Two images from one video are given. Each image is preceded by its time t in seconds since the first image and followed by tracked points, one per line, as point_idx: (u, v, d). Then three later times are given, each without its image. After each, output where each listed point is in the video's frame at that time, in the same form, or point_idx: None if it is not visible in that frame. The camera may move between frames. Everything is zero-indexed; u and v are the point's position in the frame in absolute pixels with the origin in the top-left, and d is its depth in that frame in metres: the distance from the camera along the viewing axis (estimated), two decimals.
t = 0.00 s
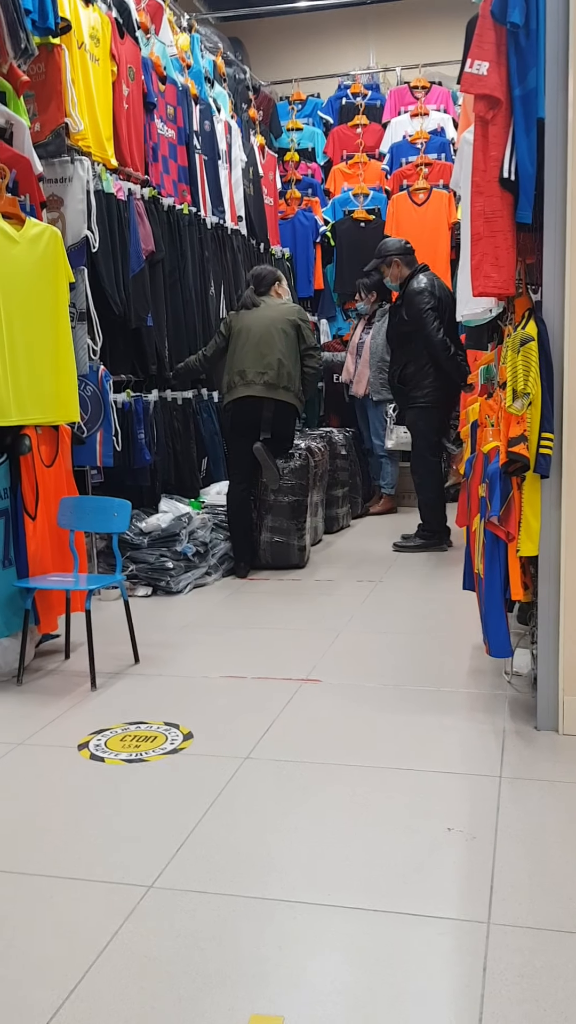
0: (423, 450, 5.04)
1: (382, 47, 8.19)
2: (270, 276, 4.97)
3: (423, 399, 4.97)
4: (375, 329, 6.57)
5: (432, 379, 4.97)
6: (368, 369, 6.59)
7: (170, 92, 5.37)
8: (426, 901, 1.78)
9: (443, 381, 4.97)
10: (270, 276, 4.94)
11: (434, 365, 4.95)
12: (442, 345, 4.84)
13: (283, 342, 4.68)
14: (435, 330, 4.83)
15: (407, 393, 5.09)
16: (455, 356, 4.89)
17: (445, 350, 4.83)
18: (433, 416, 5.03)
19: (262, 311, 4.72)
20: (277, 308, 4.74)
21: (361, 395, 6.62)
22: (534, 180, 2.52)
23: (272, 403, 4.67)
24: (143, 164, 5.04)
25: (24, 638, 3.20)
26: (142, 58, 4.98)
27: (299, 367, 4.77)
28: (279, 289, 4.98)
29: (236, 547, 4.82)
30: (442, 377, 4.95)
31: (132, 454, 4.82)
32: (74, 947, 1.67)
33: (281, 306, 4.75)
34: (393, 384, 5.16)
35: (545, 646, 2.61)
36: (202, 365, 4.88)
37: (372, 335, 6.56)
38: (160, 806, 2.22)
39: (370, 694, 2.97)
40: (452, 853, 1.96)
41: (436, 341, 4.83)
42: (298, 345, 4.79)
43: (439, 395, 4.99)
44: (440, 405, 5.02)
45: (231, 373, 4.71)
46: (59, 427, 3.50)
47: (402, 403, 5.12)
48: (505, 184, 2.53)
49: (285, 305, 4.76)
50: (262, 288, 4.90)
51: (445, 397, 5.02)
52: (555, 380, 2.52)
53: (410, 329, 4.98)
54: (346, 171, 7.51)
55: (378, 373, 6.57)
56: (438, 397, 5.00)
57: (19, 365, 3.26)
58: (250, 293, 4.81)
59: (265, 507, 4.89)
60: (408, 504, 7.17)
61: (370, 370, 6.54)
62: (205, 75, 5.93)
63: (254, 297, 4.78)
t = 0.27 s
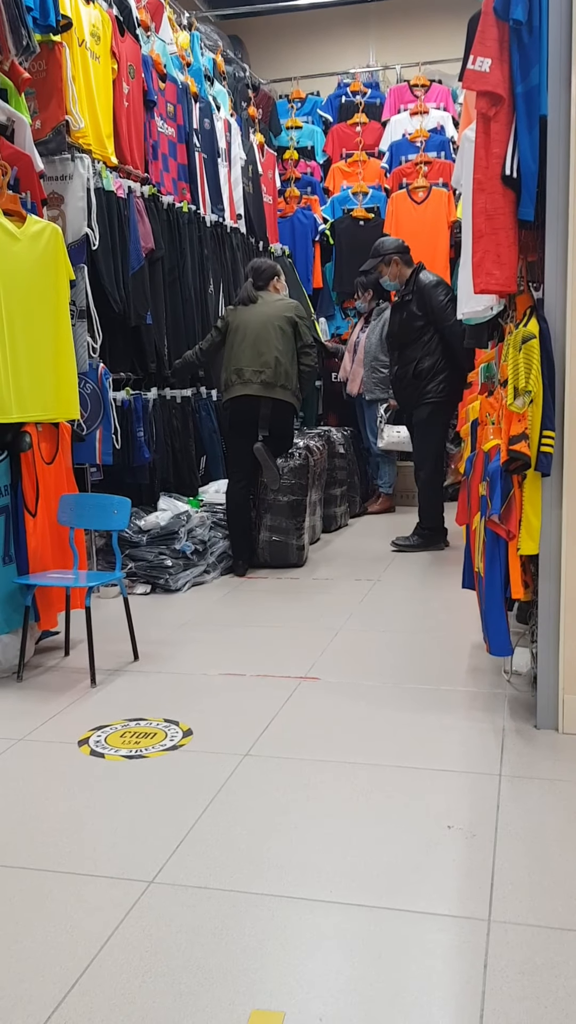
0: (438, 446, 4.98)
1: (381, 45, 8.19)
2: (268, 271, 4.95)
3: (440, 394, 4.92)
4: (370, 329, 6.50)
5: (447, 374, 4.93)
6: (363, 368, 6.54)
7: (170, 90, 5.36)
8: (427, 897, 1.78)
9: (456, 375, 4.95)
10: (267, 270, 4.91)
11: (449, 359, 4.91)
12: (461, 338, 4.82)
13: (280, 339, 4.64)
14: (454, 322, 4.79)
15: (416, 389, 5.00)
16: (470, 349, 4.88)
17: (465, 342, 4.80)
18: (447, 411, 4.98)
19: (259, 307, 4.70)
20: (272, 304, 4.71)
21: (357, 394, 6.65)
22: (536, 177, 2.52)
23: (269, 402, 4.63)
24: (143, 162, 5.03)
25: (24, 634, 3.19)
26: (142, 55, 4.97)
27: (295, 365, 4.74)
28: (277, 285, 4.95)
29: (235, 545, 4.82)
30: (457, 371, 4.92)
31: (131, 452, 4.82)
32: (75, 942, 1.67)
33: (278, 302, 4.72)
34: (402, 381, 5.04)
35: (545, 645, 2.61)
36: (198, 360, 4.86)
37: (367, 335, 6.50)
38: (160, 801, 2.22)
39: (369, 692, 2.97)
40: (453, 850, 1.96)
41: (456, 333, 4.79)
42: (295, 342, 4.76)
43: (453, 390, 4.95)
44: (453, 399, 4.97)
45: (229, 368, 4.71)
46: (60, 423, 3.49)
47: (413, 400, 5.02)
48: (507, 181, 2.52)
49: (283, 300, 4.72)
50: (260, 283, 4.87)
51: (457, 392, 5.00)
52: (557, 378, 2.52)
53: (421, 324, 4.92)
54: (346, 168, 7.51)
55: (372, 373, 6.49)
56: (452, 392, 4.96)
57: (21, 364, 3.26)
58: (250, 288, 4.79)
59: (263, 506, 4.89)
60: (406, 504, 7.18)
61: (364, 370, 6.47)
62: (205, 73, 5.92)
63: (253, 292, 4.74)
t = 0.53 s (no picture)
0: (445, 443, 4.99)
1: (380, 44, 8.20)
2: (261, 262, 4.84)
3: (446, 391, 4.93)
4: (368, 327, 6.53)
5: (452, 371, 4.95)
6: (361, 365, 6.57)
7: (170, 89, 5.37)
8: (429, 894, 1.80)
9: (460, 373, 4.98)
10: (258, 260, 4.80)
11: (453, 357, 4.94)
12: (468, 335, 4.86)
13: (274, 338, 4.63)
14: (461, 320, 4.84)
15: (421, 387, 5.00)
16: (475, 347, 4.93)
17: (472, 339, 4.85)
18: (452, 409, 4.99)
19: (253, 305, 4.68)
20: (264, 302, 4.68)
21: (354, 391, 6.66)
22: (536, 177, 2.54)
23: (263, 401, 4.64)
24: (143, 160, 5.03)
25: (25, 630, 3.20)
26: (142, 54, 4.98)
27: (288, 364, 4.72)
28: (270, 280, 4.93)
29: (234, 541, 4.82)
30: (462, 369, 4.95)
31: (130, 448, 4.83)
32: (78, 938, 1.68)
33: (269, 299, 4.69)
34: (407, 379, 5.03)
35: (546, 641, 2.63)
36: (192, 355, 4.86)
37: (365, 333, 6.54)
38: (162, 797, 2.23)
39: (369, 689, 2.98)
40: (454, 846, 1.97)
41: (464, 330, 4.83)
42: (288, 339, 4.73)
43: (458, 388, 4.98)
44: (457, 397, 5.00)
45: (222, 369, 4.70)
46: (60, 421, 3.49)
47: (418, 398, 5.01)
48: (507, 180, 2.54)
49: (275, 298, 4.70)
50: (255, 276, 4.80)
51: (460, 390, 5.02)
52: (558, 374, 2.54)
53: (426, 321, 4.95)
54: (344, 167, 7.54)
55: (368, 369, 6.50)
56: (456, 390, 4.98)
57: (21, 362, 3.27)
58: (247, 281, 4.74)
59: (263, 502, 4.92)
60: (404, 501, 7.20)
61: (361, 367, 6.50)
62: (204, 72, 5.93)
63: (249, 288, 4.70)
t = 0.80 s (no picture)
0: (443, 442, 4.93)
1: (381, 40, 8.18)
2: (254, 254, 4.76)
3: (442, 390, 4.88)
4: (368, 322, 6.54)
5: (449, 370, 4.90)
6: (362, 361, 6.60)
7: (171, 83, 5.34)
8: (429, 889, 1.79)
9: (458, 372, 4.92)
10: (250, 253, 4.73)
11: (450, 355, 4.89)
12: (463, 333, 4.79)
13: (269, 335, 4.62)
14: (456, 318, 4.78)
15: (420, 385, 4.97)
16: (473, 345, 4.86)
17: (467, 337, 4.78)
18: (450, 408, 4.94)
19: (248, 301, 4.65)
20: (258, 299, 4.65)
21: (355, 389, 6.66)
22: (539, 173, 2.53)
23: (260, 398, 4.64)
24: (143, 155, 5.02)
25: (23, 626, 3.19)
26: (142, 48, 4.96)
27: (283, 361, 4.71)
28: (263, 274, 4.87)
29: (234, 539, 4.81)
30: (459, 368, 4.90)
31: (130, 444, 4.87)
32: (77, 933, 1.67)
33: (260, 298, 4.65)
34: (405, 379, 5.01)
35: (547, 635, 2.62)
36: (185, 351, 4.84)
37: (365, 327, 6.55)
38: (161, 792, 2.22)
39: (369, 685, 2.97)
40: (454, 841, 1.96)
41: (459, 328, 4.77)
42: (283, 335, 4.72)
43: (456, 386, 4.92)
44: (456, 397, 4.94)
45: (217, 368, 4.67)
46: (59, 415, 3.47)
47: (415, 397, 4.98)
48: (510, 176, 2.52)
49: (268, 295, 4.66)
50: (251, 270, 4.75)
51: (459, 389, 4.96)
52: (559, 369, 2.52)
53: (423, 319, 4.91)
54: (345, 163, 7.52)
55: (370, 366, 6.56)
56: (455, 389, 4.93)
57: (18, 354, 3.24)
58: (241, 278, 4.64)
59: (263, 499, 4.91)
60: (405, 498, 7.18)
61: (362, 363, 6.54)
62: (205, 67, 5.91)
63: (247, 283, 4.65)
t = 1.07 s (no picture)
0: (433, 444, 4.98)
1: (382, 41, 8.18)
2: (245, 255, 4.75)
3: (433, 393, 4.92)
4: (367, 322, 6.52)
5: (441, 373, 4.91)
6: (361, 361, 6.56)
7: (171, 85, 5.36)
8: (427, 890, 1.79)
9: (451, 374, 4.93)
10: (242, 254, 4.73)
11: (442, 357, 4.89)
12: (453, 336, 4.78)
13: (263, 335, 4.62)
14: (446, 321, 4.76)
15: (413, 387, 5.02)
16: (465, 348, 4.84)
17: (456, 341, 4.76)
18: (443, 410, 4.97)
19: (243, 302, 4.65)
20: (252, 300, 4.65)
21: (355, 388, 6.64)
22: (538, 171, 2.52)
23: (256, 399, 4.65)
24: (143, 156, 5.01)
25: (22, 626, 3.20)
26: (143, 50, 4.96)
27: (279, 360, 4.71)
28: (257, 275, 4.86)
29: (233, 540, 4.84)
30: (452, 370, 4.90)
31: (129, 445, 4.83)
32: (73, 934, 1.67)
33: (254, 299, 4.65)
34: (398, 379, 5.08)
35: (546, 637, 2.61)
36: (184, 354, 4.85)
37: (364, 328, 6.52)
38: (159, 793, 2.22)
39: (368, 685, 2.97)
40: (452, 842, 1.96)
41: (448, 331, 4.77)
42: (277, 335, 4.71)
43: (448, 387, 4.94)
44: (449, 399, 4.96)
45: (212, 369, 4.69)
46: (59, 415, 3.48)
47: (408, 398, 5.04)
48: (509, 175, 2.52)
49: (263, 297, 4.66)
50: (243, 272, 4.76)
51: (454, 390, 4.98)
52: (558, 371, 2.52)
53: (416, 321, 4.92)
54: (345, 164, 7.50)
55: (368, 366, 6.49)
56: (448, 390, 4.94)
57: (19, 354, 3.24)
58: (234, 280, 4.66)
59: (261, 500, 4.90)
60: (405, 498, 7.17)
61: (361, 363, 6.48)
62: (205, 68, 5.91)
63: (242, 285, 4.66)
